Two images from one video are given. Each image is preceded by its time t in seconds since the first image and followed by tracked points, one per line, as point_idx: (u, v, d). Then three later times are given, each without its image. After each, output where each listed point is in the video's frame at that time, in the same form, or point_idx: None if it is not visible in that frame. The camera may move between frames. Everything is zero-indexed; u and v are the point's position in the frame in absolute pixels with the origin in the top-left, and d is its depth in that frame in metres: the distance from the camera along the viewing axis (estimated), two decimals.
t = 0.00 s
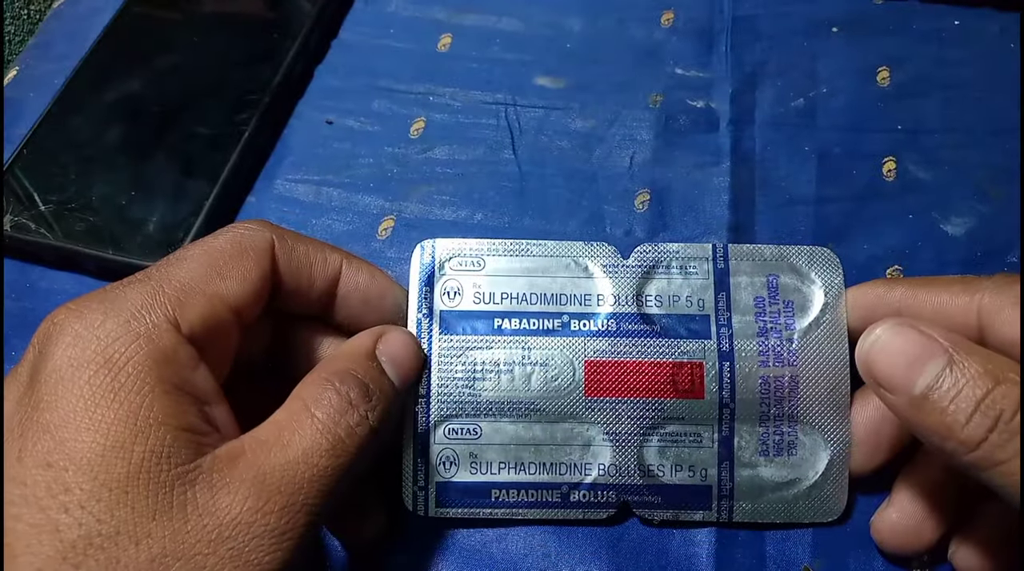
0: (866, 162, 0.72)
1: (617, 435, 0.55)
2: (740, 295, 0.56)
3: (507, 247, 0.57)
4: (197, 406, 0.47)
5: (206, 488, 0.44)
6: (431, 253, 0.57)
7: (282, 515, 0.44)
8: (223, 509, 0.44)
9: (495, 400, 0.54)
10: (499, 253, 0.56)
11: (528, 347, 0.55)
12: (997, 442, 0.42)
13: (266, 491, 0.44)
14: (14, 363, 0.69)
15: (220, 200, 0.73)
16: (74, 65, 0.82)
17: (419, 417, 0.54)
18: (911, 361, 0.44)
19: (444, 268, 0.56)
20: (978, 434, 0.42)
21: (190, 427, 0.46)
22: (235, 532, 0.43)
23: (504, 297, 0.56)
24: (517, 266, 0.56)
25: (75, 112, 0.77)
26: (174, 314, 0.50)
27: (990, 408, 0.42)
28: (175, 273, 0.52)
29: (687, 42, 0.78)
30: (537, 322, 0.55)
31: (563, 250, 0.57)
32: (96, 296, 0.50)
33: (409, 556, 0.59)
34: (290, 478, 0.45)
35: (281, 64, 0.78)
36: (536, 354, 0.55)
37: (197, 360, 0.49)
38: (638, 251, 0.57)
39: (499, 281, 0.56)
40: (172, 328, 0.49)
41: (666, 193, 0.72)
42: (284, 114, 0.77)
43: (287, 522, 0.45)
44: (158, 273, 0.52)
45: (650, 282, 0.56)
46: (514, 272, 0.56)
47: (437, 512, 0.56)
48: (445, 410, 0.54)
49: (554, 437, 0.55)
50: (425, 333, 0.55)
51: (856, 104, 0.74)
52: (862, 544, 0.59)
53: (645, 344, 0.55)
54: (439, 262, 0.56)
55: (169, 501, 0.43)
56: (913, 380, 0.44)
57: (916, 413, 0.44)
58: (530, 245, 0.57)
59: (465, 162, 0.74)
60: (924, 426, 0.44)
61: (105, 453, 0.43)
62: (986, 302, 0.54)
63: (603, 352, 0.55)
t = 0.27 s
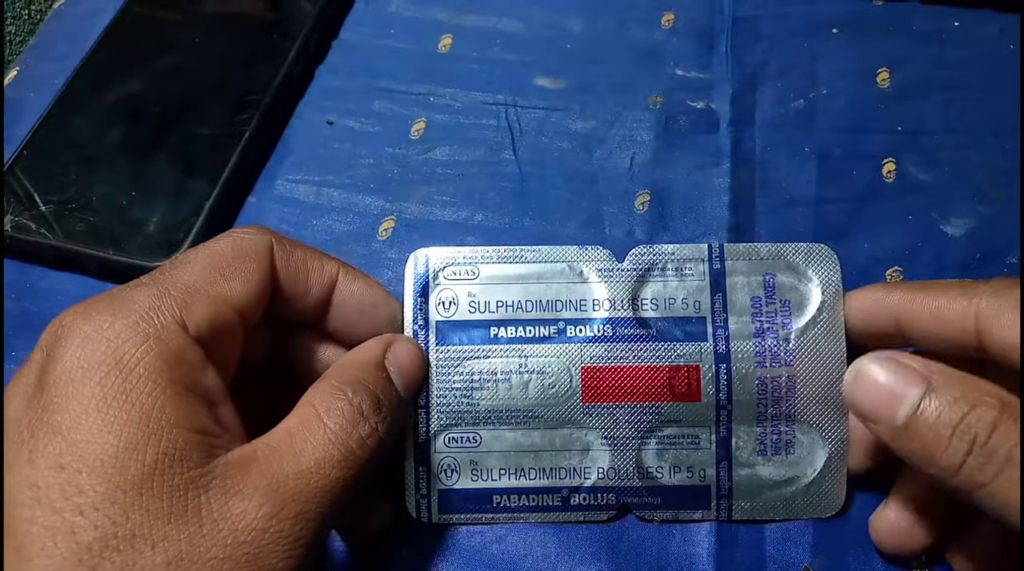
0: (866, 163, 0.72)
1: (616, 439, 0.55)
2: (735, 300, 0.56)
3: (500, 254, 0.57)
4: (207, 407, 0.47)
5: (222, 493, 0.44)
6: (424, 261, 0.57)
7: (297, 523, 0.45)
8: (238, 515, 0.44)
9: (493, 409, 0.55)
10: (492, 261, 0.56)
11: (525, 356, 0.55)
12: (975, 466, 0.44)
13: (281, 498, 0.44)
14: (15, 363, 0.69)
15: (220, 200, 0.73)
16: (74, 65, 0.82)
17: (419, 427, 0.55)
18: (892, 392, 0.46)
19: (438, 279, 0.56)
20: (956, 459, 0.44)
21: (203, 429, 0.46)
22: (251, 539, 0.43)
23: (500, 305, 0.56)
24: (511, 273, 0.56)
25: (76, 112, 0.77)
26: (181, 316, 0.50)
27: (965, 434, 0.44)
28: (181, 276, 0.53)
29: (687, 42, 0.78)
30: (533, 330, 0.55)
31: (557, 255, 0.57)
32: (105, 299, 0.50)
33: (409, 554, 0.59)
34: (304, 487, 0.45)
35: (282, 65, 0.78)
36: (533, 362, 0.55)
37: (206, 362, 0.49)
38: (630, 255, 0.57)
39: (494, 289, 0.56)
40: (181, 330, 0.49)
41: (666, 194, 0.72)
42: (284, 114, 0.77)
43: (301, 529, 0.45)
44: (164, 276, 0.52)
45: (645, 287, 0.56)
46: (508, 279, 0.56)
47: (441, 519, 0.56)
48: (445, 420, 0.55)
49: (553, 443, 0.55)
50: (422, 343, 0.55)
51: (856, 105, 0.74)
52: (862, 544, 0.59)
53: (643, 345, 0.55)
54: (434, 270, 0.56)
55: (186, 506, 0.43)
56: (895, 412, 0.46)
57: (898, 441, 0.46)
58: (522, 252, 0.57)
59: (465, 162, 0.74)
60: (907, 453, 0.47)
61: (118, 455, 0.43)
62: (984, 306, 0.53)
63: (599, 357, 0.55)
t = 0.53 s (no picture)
0: (866, 164, 0.72)
1: (614, 437, 0.55)
2: (731, 298, 0.56)
3: (498, 253, 0.57)
4: (212, 405, 0.47)
5: (227, 493, 0.44)
6: (423, 260, 0.57)
7: (299, 523, 0.45)
8: (243, 514, 0.44)
9: (493, 407, 0.55)
10: (491, 260, 0.57)
11: (524, 354, 0.55)
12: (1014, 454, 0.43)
13: (284, 498, 0.45)
14: (14, 363, 0.69)
15: (220, 200, 0.73)
16: (73, 64, 0.82)
17: (418, 426, 0.55)
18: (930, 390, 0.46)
19: (437, 277, 0.57)
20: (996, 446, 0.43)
21: (209, 428, 0.46)
22: (256, 538, 0.44)
23: (498, 303, 0.56)
24: (510, 272, 0.57)
25: (75, 112, 0.77)
26: (186, 314, 0.50)
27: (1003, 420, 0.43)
28: (184, 274, 0.53)
29: (687, 43, 0.78)
30: (531, 328, 0.56)
31: (554, 253, 0.57)
32: (109, 298, 0.50)
33: (408, 552, 0.59)
34: (306, 487, 0.45)
35: (281, 65, 0.78)
36: (531, 360, 0.55)
37: (210, 360, 0.49)
38: (628, 252, 0.57)
39: (493, 288, 0.56)
40: (187, 326, 0.49)
41: (666, 194, 0.72)
42: (284, 114, 0.77)
43: (303, 529, 0.45)
44: (167, 276, 0.52)
45: (642, 284, 0.57)
46: (507, 278, 0.56)
47: (441, 518, 0.57)
48: (444, 420, 0.55)
49: (552, 441, 0.55)
50: (421, 343, 0.56)
51: (856, 106, 0.74)
52: (861, 544, 0.59)
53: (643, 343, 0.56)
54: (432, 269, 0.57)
55: (192, 506, 0.43)
56: (934, 411, 0.46)
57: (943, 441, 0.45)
58: (520, 250, 0.57)
59: (465, 162, 0.74)
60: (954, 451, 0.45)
61: (124, 453, 0.43)
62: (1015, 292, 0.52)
63: (597, 355, 0.56)
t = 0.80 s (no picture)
0: (867, 163, 0.72)
1: (615, 438, 0.55)
2: (736, 298, 0.56)
3: (502, 252, 0.57)
4: (212, 407, 0.48)
5: (229, 494, 0.44)
6: (427, 259, 0.57)
7: (301, 522, 0.45)
8: (245, 515, 0.44)
9: (494, 407, 0.55)
10: (495, 259, 0.57)
11: (526, 354, 0.55)
12: (973, 485, 0.45)
13: (286, 498, 0.45)
14: (14, 363, 0.69)
15: (220, 200, 0.73)
16: (74, 64, 0.82)
17: (418, 424, 0.55)
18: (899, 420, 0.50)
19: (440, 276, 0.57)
20: (956, 476, 0.46)
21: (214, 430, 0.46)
22: (259, 537, 0.44)
23: (501, 303, 0.56)
24: (513, 271, 0.56)
25: (76, 112, 0.77)
26: (189, 315, 0.50)
27: (958, 455, 0.45)
28: (187, 275, 0.53)
29: (687, 42, 0.78)
30: (532, 328, 0.56)
31: (559, 255, 0.57)
32: (113, 300, 0.50)
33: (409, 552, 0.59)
34: (307, 487, 0.45)
35: (282, 65, 0.78)
36: (534, 360, 0.55)
37: (213, 361, 0.49)
38: (634, 253, 0.57)
39: (496, 287, 0.56)
40: (190, 329, 0.49)
41: (666, 194, 0.72)
42: (284, 115, 0.77)
43: (305, 528, 0.45)
44: (171, 278, 0.52)
45: (647, 285, 0.56)
46: (511, 277, 0.56)
47: (439, 516, 0.56)
48: (445, 417, 0.55)
49: (553, 441, 0.55)
50: (423, 341, 0.56)
51: (856, 106, 0.74)
52: (862, 545, 0.59)
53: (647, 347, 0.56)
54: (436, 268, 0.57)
55: (195, 507, 0.43)
56: (899, 441, 0.50)
57: (911, 468, 0.49)
58: (524, 251, 0.57)
59: (465, 162, 0.74)
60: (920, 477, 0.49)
61: (128, 455, 0.43)
62: (982, 317, 0.53)
63: (600, 356, 0.55)
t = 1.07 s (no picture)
0: (867, 162, 0.72)
1: (608, 425, 0.55)
2: (734, 287, 0.56)
3: (500, 238, 0.56)
4: (186, 401, 0.47)
5: (199, 486, 0.44)
6: (424, 244, 0.56)
7: (273, 514, 0.44)
8: (215, 506, 0.43)
9: (490, 394, 0.55)
10: (493, 246, 0.56)
11: (523, 342, 0.55)
12: (965, 492, 0.45)
13: (257, 490, 0.44)
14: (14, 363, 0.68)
15: (220, 200, 0.73)
16: (74, 64, 0.82)
17: (413, 410, 0.55)
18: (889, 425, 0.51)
19: (435, 263, 0.56)
20: (947, 482, 0.46)
21: (188, 424, 0.46)
22: (229, 528, 0.43)
23: (498, 290, 0.55)
24: (510, 259, 0.56)
25: (76, 112, 0.77)
26: (164, 309, 0.49)
27: (950, 461, 0.46)
28: (165, 269, 0.52)
29: (687, 42, 0.78)
30: (528, 315, 0.55)
31: (557, 242, 0.56)
32: (92, 295, 0.50)
33: (409, 551, 0.59)
34: (281, 479, 0.44)
35: (282, 66, 0.79)
36: (530, 348, 0.55)
37: (190, 354, 0.49)
38: (633, 241, 0.56)
39: (493, 274, 0.56)
40: (161, 321, 0.49)
41: (666, 194, 0.72)
42: (284, 114, 0.77)
43: (279, 520, 0.44)
44: (152, 271, 0.52)
45: (646, 273, 0.56)
46: (508, 265, 0.56)
47: (433, 501, 0.56)
48: (439, 404, 0.55)
49: (549, 428, 0.55)
50: (419, 327, 0.55)
51: (856, 105, 0.74)
52: (862, 544, 0.58)
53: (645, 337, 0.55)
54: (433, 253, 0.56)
55: (165, 502, 0.43)
56: (892, 446, 0.50)
57: (903, 474, 0.49)
58: (522, 238, 0.56)
59: (465, 162, 0.74)
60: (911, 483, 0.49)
61: (98, 449, 0.44)
62: (977, 318, 0.53)
63: (597, 345, 0.55)
